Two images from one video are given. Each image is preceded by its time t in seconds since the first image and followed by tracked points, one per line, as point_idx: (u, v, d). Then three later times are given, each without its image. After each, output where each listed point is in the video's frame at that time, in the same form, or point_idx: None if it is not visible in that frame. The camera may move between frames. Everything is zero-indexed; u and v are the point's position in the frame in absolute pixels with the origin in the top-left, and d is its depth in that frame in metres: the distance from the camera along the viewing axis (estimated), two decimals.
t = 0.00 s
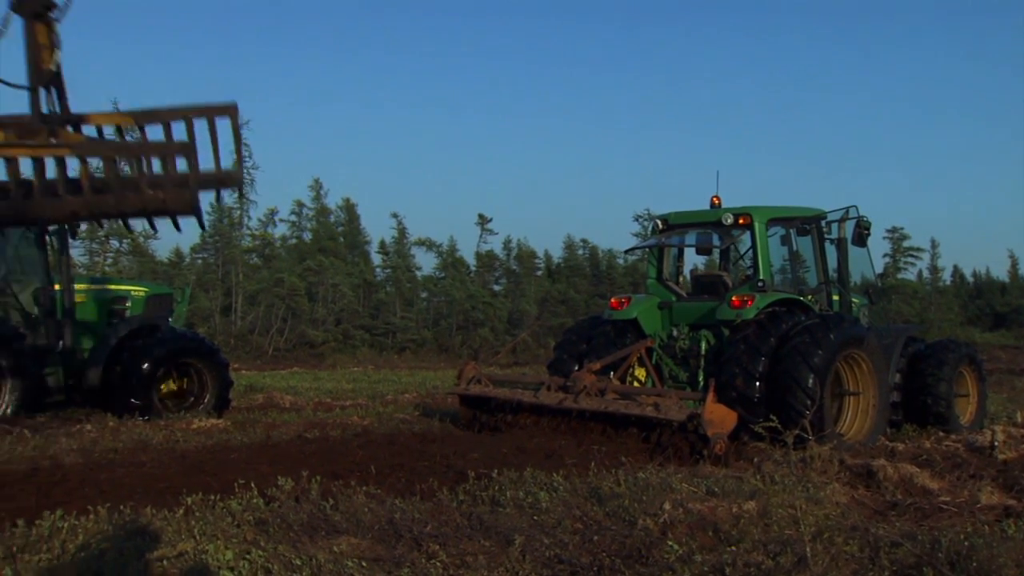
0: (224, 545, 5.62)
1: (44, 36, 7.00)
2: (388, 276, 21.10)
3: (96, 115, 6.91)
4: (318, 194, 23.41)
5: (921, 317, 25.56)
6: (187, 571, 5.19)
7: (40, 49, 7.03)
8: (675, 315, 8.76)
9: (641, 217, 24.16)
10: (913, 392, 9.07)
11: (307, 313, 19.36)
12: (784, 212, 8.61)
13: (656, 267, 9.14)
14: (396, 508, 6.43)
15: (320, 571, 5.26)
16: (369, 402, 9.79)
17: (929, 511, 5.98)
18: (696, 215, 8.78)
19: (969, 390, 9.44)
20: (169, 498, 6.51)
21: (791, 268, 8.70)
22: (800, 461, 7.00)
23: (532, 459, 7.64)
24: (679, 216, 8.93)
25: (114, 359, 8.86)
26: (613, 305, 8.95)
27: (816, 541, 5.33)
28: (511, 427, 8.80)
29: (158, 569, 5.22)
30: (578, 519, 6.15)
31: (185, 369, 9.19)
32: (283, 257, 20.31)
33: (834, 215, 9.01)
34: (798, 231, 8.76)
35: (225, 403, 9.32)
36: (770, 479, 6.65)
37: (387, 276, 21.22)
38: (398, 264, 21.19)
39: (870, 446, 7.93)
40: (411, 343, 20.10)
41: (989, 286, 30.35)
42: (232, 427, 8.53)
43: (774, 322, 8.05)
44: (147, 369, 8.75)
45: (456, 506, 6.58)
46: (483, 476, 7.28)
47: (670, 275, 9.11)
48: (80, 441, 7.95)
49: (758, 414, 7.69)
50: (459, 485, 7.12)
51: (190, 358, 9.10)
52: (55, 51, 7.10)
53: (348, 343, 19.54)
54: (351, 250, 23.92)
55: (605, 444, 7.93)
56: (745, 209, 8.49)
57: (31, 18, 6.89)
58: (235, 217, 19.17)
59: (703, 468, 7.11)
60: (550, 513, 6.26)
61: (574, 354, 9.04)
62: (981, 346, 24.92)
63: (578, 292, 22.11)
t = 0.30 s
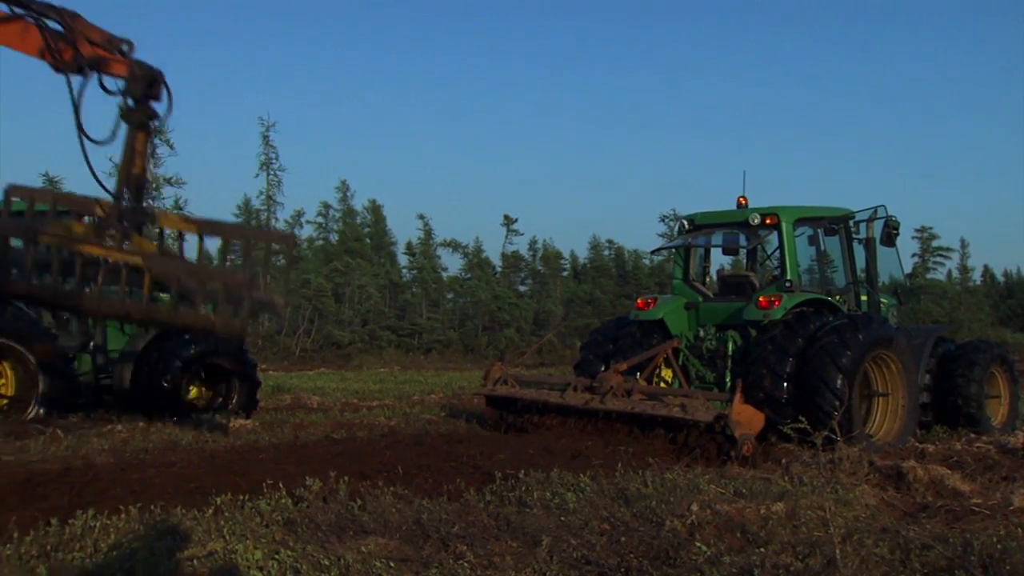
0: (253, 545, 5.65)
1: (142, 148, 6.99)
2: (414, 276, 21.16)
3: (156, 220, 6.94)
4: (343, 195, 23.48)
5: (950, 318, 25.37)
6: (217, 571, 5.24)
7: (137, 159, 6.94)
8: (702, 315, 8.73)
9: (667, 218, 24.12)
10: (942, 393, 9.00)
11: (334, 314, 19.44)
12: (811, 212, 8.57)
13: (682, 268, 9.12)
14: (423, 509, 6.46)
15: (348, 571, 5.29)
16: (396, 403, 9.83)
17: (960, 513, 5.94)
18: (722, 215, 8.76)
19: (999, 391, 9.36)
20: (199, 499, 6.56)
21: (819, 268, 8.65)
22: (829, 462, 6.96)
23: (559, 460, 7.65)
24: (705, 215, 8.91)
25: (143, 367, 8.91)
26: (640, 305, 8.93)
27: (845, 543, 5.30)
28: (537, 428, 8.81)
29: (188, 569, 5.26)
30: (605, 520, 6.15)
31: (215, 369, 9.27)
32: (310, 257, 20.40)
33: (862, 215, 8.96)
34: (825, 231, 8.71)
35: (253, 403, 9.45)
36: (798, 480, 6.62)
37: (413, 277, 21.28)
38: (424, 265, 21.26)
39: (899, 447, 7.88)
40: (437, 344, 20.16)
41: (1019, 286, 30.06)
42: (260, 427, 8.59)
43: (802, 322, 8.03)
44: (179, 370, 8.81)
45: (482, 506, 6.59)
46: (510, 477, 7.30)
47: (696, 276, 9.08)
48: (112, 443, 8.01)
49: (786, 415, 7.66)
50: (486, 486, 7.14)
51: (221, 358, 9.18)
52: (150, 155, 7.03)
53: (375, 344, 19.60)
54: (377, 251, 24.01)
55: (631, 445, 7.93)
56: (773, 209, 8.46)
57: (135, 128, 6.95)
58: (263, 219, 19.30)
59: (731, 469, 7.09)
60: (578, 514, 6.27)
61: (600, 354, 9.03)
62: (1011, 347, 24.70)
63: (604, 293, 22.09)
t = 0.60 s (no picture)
0: (286, 544, 5.69)
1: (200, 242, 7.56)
2: (443, 276, 21.18)
3: (226, 313, 6.92)
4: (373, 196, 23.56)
5: (984, 317, 25.11)
6: (251, 569, 5.28)
7: (199, 257, 6.10)
8: (732, 315, 8.69)
9: (698, 217, 24.03)
10: (977, 393, 8.92)
11: (364, 315, 19.51)
12: (842, 210, 8.52)
13: (712, 267, 9.09)
14: (454, 509, 6.47)
15: (379, 570, 5.31)
16: (425, 403, 9.86)
17: (995, 514, 5.88)
18: (752, 214, 8.73)
19: None
20: (232, 497, 6.62)
21: (850, 267, 8.59)
22: (862, 463, 6.92)
23: (589, 460, 7.64)
24: (735, 215, 8.88)
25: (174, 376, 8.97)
26: (670, 305, 8.91)
27: (879, 544, 5.27)
28: (567, 428, 8.80)
29: (222, 567, 5.32)
30: (635, 520, 6.14)
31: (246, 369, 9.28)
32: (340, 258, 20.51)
33: (894, 213, 8.90)
34: (857, 230, 8.64)
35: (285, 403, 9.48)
36: (830, 480, 6.58)
37: (442, 278, 21.33)
38: (454, 266, 21.30)
39: (934, 448, 7.81)
40: (466, 343, 20.15)
41: None
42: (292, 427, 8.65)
43: (833, 322, 7.96)
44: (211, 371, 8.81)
45: (513, 506, 6.60)
46: (541, 477, 7.30)
47: (726, 275, 9.04)
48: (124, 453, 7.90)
49: (818, 416, 7.62)
50: (516, 486, 7.14)
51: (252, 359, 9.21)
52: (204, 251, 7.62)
53: (404, 344, 19.70)
54: (407, 251, 24.08)
55: (662, 445, 7.91)
56: (804, 208, 8.39)
57: (196, 227, 6.05)
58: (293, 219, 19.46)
59: (762, 469, 7.06)
60: (608, 514, 6.27)
61: (630, 354, 9.01)
62: None
63: (633, 293, 22.03)
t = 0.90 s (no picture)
0: (325, 542, 5.73)
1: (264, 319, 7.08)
2: (479, 276, 21.22)
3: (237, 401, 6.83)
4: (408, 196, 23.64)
5: None
6: (290, 567, 5.33)
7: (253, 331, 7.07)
8: (769, 314, 8.65)
9: (734, 214, 23.86)
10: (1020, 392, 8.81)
11: (400, 315, 19.57)
12: (881, 207, 8.44)
13: (749, 266, 9.04)
14: (491, 508, 6.49)
15: (417, 569, 5.34)
16: (461, 402, 9.88)
17: None
18: (790, 213, 8.67)
19: None
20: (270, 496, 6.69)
21: (889, 265, 8.52)
22: (902, 462, 6.85)
23: (625, 459, 7.63)
24: (772, 213, 8.82)
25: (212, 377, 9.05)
26: (706, 304, 8.86)
27: (921, 544, 5.22)
28: (604, 427, 8.79)
29: (262, 565, 5.37)
30: (673, 519, 6.12)
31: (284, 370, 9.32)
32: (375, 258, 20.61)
33: (934, 210, 8.80)
34: (896, 227, 8.55)
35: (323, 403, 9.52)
36: (870, 480, 6.53)
37: (478, 277, 21.36)
38: (489, 265, 21.33)
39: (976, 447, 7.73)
40: (502, 343, 20.14)
41: None
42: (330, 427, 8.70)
43: (872, 321, 7.89)
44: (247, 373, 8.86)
45: (550, 505, 6.60)
46: (577, 476, 7.30)
47: (763, 274, 9.01)
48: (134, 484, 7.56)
49: (857, 415, 7.57)
50: (553, 485, 7.14)
51: (290, 359, 9.26)
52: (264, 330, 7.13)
53: (440, 344, 19.67)
54: (442, 251, 24.13)
55: (699, 444, 7.89)
56: (841, 206, 8.33)
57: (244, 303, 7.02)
58: (329, 220, 19.63)
59: (801, 469, 7.01)
60: (645, 513, 6.25)
61: (666, 354, 9.00)
62: None
63: (669, 292, 21.93)
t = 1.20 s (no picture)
0: (365, 541, 5.76)
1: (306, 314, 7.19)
2: (515, 276, 21.23)
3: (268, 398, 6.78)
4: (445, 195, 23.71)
5: None
6: (331, 566, 5.36)
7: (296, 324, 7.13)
8: (809, 312, 8.60)
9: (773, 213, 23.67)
10: None
11: (437, 314, 19.62)
12: (923, 205, 8.35)
13: (788, 265, 8.98)
14: (530, 508, 6.49)
15: (457, 568, 5.36)
16: (500, 402, 9.89)
17: None
18: (829, 211, 8.61)
19: None
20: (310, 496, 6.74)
21: (930, 263, 8.43)
22: (946, 463, 6.78)
23: (664, 459, 7.60)
24: (811, 211, 8.76)
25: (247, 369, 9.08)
26: (744, 303, 8.82)
27: (966, 546, 5.17)
28: (642, 427, 8.77)
29: (303, 564, 5.41)
30: (712, 519, 6.10)
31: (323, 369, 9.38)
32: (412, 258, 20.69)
33: (977, 207, 8.70)
34: (938, 224, 8.47)
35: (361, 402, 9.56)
36: (913, 480, 6.47)
37: (514, 276, 21.36)
38: (525, 265, 21.32)
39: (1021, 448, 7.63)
40: (540, 342, 20.22)
41: None
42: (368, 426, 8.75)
43: (913, 319, 7.81)
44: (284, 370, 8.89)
45: (589, 505, 6.59)
46: (616, 476, 7.28)
47: (802, 273, 8.95)
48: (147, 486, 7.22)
49: (899, 415, 7.51)
50: (592, 485, 7.13)
51: (328, 359, 9.32)
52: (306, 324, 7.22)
53: (478, 344, 19.63)
54: (479, 251, 24.15)
55: (738, 444, 7.85)
56: (882, 203, 8.25)
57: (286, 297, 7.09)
58: (367, 221, 19.75)
59: (842, 469, 6.96)
60: (685, 513, 6.23)
61: (704, 354, 8.97)
62: None
63: (706, 291, 21.81)
